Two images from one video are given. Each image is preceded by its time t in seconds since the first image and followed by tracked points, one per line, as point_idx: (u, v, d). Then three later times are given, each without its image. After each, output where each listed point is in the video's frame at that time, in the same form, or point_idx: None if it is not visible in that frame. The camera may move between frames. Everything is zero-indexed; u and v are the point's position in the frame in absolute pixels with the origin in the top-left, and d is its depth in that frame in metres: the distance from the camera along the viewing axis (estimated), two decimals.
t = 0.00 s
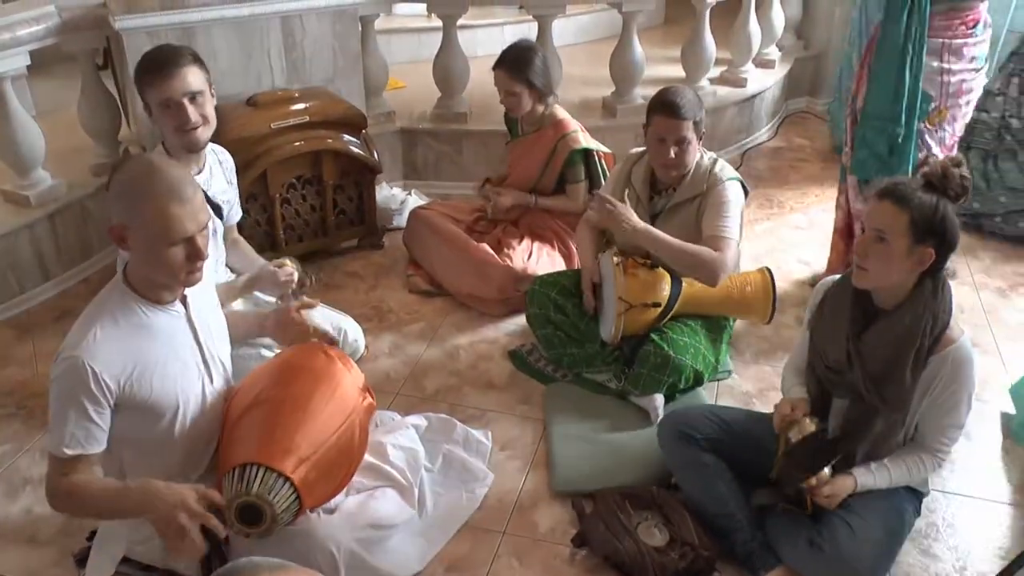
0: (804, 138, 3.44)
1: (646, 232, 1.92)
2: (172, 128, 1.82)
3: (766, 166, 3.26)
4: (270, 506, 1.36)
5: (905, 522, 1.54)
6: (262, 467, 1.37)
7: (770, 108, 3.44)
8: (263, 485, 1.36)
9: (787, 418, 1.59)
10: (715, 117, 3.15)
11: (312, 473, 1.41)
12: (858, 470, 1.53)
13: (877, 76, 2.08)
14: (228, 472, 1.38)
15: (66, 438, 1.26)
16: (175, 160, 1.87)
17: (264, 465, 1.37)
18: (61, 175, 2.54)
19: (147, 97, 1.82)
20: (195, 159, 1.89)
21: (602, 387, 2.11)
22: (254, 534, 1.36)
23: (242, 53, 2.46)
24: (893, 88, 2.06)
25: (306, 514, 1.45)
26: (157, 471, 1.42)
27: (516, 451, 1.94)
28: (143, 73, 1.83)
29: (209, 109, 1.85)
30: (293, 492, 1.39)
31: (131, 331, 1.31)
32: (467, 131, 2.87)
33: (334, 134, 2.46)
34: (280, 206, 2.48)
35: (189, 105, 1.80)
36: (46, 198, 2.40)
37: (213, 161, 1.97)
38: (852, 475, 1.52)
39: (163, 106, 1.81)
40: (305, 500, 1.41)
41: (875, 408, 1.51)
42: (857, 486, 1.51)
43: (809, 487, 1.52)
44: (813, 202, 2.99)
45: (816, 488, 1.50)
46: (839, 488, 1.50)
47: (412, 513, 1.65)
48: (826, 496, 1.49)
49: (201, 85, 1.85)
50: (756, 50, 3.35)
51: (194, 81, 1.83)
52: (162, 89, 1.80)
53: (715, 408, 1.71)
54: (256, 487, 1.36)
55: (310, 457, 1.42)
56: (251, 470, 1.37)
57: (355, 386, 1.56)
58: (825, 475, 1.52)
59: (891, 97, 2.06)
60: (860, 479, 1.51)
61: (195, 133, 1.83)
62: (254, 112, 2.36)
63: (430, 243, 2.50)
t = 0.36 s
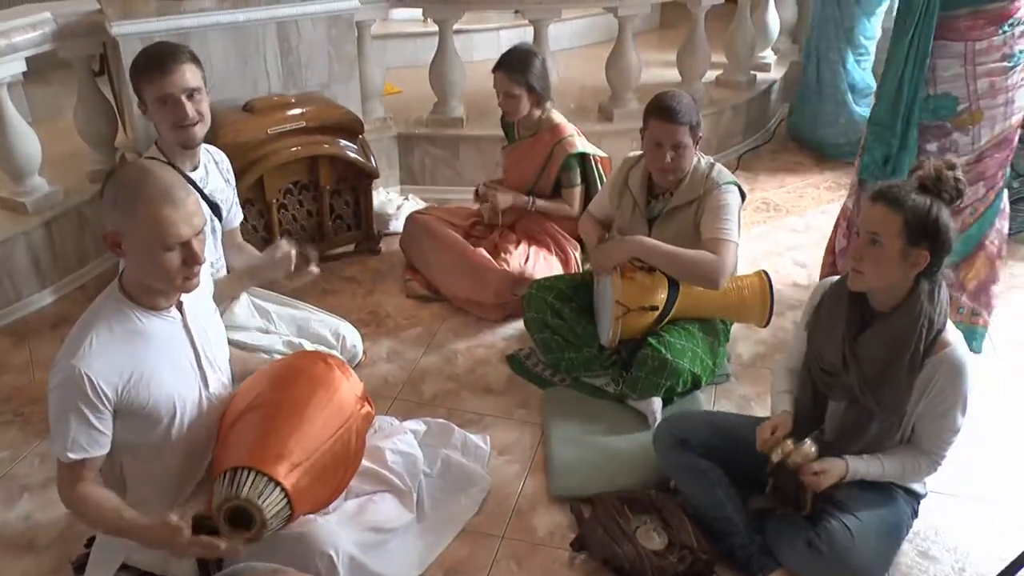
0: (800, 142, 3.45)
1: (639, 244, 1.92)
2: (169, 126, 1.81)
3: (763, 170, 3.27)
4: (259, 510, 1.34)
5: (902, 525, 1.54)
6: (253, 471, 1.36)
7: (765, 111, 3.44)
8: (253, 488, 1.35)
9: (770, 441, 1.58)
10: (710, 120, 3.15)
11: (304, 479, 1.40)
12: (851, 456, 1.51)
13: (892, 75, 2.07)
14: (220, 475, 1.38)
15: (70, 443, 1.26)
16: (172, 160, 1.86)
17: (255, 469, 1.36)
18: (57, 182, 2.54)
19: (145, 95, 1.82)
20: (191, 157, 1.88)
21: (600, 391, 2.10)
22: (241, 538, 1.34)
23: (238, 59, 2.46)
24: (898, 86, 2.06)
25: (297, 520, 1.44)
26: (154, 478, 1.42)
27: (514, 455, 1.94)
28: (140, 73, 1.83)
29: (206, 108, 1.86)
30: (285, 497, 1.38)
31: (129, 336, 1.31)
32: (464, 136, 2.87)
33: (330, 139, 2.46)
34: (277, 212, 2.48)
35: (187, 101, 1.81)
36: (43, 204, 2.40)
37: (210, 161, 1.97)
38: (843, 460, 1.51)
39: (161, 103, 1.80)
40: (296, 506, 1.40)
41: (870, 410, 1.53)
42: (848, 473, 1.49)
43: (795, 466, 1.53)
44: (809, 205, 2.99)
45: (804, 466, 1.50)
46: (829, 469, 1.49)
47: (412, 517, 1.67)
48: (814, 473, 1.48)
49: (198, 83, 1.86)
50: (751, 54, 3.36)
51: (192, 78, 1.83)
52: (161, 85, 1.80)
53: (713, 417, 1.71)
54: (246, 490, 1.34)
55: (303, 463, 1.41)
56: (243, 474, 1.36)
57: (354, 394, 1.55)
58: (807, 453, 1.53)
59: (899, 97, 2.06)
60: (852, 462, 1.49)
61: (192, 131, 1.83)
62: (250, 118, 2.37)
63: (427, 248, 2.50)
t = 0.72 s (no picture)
0: (799, 146, 3.46)
1: (647, 253, 1.91)
2: (151, 142, 1.77)
3: (763, 175, 3.27)
4: (269, 518, 1.35)
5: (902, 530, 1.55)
6: (262, 479, 1.37)
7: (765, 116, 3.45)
8: (262, 496, 1.36)
9: (775, 441, 1.57)
10: (710, 125, 3.16)
11: (312, 485, 1.41)
12: (848, 464, 1.53)
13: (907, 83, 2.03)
14: (228, 483, 1.38)
15: (69, 449, 1.26)
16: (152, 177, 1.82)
17: (263, 477, 1.37)
18: (59, 188, 2.54)
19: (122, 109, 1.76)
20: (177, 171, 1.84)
21: (601, 396, 2.09)
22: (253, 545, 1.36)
23: (238, 66, 2.46)
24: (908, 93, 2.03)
25: (305, 525, 1.45)
26: (154, 485, 1.41)
27: (515, 460, 1.94)
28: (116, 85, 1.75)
29: (186, 123, 1.80)
30: (293, 504, 1.39)
31: (131, 343, 1.31)
32: (464, 142, 2.88)
33: (331, 146, 2.47)
34: (278, 218, 2.48)
35: (166, 120, 1.75)
36: (45, 211, 2.41)
37: (196, 169, 1.96)
38: (840, 466, 1.52)
39: (137, 121, 1.75)
40: (305, 512, 1.41)
41: (866, 411, 1.54)
42: (846, 479, 1.50)
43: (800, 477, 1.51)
44: (809, 209, 3.00)
45: (804, 475, 1.50)
46: (827, 477, 1.50)
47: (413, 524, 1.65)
48: (813, 482, 1.50)
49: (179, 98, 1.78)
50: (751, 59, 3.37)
51: (171, 94, 1.76)
52: (139, 104, 1.73)
53: (716, 420, 1.72)
54: (256, 499, 1.35)
55: (310, 469, 1.42)
56: (251, 482, 1.36)
57: (357, 398, 1.56)
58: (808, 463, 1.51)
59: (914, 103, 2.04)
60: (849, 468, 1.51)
61: (174, 147, 1.79)
62: (251, 124, 2.37)
63: (428, 254, 2.50)
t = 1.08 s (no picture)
0: (796, 157, 3.47)
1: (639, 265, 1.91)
2: (132, 166, 1.76)
3: (760, 186, 3.28)
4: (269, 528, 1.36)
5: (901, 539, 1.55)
6: (263, 489, 1.37)
7: (762, 127, 3.46)
8: (263, 507, 1.36)
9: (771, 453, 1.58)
10: (707, 137, 3.17)
11: (313, 496, 1.42)
12: (844, 478, 1.54)
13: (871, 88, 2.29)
14: (228, 494, 1.38)
15: (68, 461, 1.26)
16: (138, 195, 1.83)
17: (265, 487, 1.37)
18: (59, 202, 2.55)
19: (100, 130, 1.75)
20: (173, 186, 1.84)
21: (601, 406, 2.11)
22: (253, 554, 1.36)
23: (238, 79, 2.48)
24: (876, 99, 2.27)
25: (305, 536, 1.46)
26: (155, 497, 1.42)
27: (515, 471, 1.94)
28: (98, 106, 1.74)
29: (167, 147, 1.78)
30: (294, 515, 1.39)
31: (128, 355, 1.32)
32: (462, 154, 2.89)
33: (330, 158, 2.48)
34: (277, 230, 2.49)
35: (143, 147, 1.73)
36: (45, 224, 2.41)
37: (196, 184, 1.97)
38: (836, 483, 1.53)
39: (116, 145, 1.73)
40: (305, 523, 1.42)
41: (865, 421, 1.53)
42: (841, 495, 1.52)
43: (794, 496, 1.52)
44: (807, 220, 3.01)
45: (799, 495, 1.51)
46: (824, 496, 1.51)
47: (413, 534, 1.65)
48: (809, 502, 1.50)
49: (160, 122, 1.77)
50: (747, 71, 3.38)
51: (151, 118, 1.75)
52: (119, 129, 1.71)
53: (711, 430, 1.72)
54: (257, 509, 1.36)
55: (311, 480, 1.42)
56: (252, 492, 1.37)
57: (358, 411, 1.57)
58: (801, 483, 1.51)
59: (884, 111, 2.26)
60: (845, 485, 1.52)
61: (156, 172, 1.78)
62: (251, 137, 2.38)
63: (427, 266, 2.50)
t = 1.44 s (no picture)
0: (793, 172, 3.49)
1: (636, 278, 1.93)
2: (151, 173, 1.81)
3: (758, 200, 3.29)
4: (266, 540, 1.36)
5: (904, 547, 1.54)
6: (259, 502, 1.37)
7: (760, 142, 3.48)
8: (260, 519, 1.36)
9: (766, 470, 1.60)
10: (705, 152, 3.19)
11: (309, 509, 1.42)
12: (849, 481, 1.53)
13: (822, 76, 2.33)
14: (225, 507, 1.38)
15: (72, 478, 1.28)
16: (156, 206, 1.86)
17: (261, 500, 1.37)
18: (59, 219, 2.56)
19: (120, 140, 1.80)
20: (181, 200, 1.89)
21: (601, 420, 2.11)
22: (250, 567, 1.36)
23: (238, 96, 2.49)
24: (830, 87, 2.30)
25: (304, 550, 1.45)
26: (155, 512, 1.42)
27: (516, 485, 1.94)
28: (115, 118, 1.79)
29: (185, 154, 1.84)
30: (291, 528, 1.39)
31: (131, 371, 1.32)
32: (461, 170, 2.91)
33: (330, 174, 2.49)
34: (278, 246, 2.50)
35: (165, 152, 1.78)
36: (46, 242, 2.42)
37: (199, 199, 1.98)
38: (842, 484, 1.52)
39: (135, 151, 1.78)
40: (302, 536, 1.41)
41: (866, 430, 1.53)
42: (847, 497, 1.51)
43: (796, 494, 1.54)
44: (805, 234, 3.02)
45: (803, 493, 1.53)
46: (829, 493, 1.51)
47: (413, 548, 1.66)
48: (813, 499, 1.51)
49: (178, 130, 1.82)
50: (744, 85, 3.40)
51: (169, 126, 1.80)
52: (140, 137, 1.76)
53: (711, 439, 1.73)
54: (253, 521, 1.36)
55: (308, 492, 1.42)
56: (249, 505, 1.37)
57: (355, 425, 1.58)
58: (805, 480, 1.55)
59: (840, 96, 2.30)
60: (850, 488, 1.51)
61: (174, 179, 1.83)
62: (251, 153, 2.39)
63: (427, 281, 2.51)
